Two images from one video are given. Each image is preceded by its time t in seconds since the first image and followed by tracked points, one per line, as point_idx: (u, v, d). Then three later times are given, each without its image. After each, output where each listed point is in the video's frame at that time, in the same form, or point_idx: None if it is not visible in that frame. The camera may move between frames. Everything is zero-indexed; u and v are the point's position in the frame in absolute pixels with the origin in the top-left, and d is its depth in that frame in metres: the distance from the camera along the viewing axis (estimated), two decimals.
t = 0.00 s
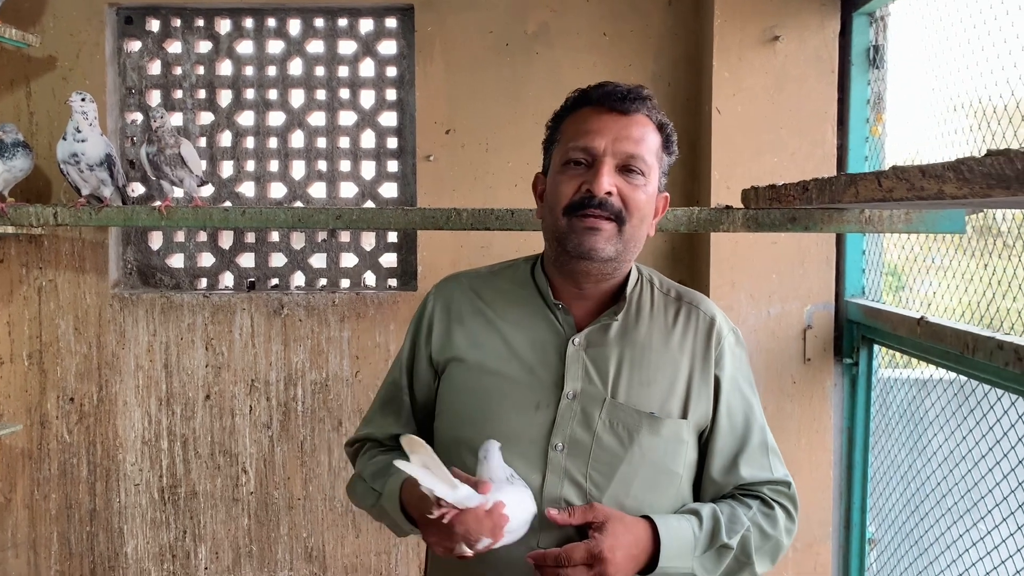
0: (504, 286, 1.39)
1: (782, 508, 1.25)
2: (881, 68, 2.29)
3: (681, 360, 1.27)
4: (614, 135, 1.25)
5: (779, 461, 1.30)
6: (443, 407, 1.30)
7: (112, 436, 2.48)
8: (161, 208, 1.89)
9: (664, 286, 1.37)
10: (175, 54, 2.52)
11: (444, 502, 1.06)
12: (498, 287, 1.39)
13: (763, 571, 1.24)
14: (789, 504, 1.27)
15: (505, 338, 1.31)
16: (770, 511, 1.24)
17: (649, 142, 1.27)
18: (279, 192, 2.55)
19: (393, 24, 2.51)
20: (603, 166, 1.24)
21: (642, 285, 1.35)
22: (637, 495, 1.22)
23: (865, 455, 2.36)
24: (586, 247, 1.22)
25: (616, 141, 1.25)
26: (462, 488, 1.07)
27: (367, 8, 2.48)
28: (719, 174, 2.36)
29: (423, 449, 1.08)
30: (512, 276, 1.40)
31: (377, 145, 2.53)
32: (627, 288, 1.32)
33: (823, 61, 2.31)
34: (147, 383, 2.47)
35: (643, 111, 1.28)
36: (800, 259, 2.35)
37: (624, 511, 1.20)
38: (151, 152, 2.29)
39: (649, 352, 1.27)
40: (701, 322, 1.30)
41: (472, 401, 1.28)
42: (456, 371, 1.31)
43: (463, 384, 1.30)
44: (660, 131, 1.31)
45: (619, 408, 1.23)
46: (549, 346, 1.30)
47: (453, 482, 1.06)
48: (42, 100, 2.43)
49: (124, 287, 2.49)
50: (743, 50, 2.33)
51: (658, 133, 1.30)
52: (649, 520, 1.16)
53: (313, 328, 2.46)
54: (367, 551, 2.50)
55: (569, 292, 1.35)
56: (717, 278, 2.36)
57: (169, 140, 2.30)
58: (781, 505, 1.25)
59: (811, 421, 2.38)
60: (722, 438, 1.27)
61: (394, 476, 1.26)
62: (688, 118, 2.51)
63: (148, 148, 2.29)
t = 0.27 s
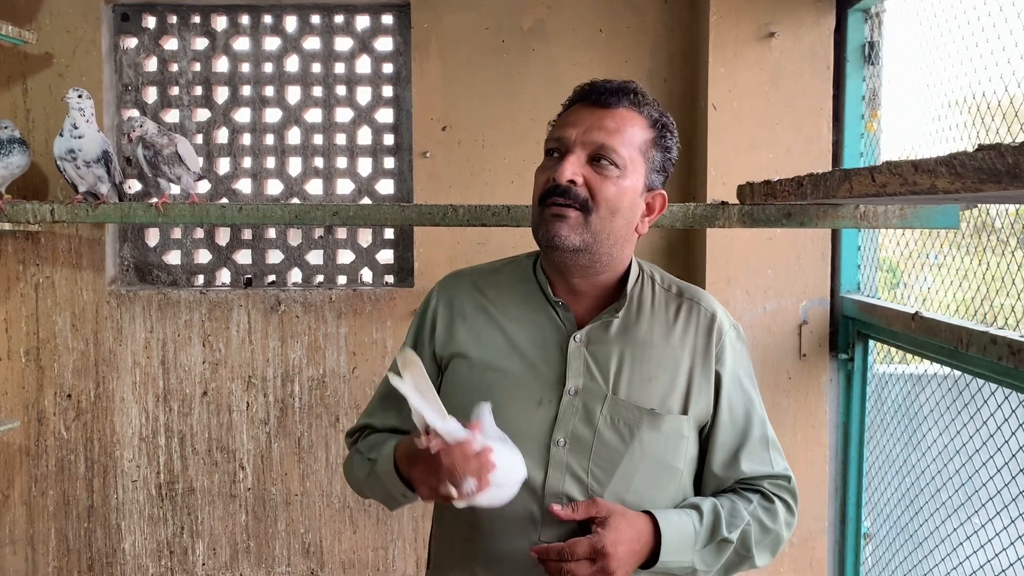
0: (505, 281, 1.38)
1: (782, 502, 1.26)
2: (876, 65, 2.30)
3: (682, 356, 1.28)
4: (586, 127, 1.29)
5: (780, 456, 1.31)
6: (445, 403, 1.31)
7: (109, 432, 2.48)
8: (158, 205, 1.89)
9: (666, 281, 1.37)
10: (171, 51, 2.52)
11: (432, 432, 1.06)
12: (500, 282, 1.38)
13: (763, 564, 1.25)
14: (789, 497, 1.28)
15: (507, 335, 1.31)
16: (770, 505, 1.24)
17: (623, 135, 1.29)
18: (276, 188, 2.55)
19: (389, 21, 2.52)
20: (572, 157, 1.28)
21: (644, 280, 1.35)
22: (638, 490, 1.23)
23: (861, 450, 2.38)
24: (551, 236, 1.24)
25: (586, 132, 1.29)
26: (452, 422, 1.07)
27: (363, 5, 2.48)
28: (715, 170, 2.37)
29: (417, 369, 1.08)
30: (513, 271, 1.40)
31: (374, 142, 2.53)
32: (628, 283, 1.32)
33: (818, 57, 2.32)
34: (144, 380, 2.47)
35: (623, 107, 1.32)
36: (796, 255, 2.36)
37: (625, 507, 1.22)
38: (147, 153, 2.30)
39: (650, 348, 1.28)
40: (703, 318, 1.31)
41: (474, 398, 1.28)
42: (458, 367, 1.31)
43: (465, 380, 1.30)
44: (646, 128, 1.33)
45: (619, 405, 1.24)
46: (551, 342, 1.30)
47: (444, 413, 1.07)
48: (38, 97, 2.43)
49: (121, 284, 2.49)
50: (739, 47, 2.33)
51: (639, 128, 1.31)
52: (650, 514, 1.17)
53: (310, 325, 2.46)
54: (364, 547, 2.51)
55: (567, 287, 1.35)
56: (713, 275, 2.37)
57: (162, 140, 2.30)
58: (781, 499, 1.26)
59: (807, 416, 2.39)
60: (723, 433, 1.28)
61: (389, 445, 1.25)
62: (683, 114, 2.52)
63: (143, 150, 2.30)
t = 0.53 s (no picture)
0: (512, 279, 1.38)
1: (790, 502, 1.26)
2: (878, 62, 2.30)
3: (688, 355, 1.28)
4: (584, 124, 1.30)
5: (789, 455, 1.31)
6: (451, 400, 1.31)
7: (111, 430, 2.49)
8: (160, 202, 1.89)
9: (674, 279, 1.37)
10: (173, 49, 2.53)
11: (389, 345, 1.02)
12: (507, 279, 1.38)
13: (769, 565, 1.25)
14: (799, 497, 1.28)
15: (513, 333, 1.32)
16: (778, 506, 1.24)
17: (621, 131, 1.29)
18: (278, 186, 2.55)
19: (390, 18, 2.52)
20: (570, 153, 1.28)
21: (650, 278, 1.35)
22: (639, 490, 1.23)
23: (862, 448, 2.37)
24: (547, 232, 1.24)
25: (584, 128, 1.29)
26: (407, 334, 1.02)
27: (364, 2, 2.48)
28: (716, 168, 2.37)
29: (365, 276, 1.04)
30: (520, 269, 1.40)
31: (375, 139, 2.53)
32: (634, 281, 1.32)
33: (820, 55, 2.32)
34: (145, 377, 2.47)
35: (623, 104, 1.32)
36: (797, 252, 2.36)
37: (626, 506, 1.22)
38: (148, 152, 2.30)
39: (655, 347, 1.28)
40: (710, 316, 1.31)
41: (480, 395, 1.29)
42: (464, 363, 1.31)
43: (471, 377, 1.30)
44: (647, 125, 1.32)
45: (623, 403, 1.24)
46: (556, 340, 1.30)
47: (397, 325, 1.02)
48: (40, 95, 2.43)
49: (123, 281, 2.50)
50: (740, 44, 2.33)
51: (640, 125, 1.31)
52: (648, 514, 1.17)
53: (311, 322, 2.46)
54: (366, 544, 2.51)
55: (571, 284, 1.35)
56: (714, 272, 2.37)
57: (162, 138, 2.30)
58: (790, 499, 1.26)
59: (809, 414, 2.39)
60: (729, 432, 1.28)
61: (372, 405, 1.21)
62: (685, 112, 2.52)
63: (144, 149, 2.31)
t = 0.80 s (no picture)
0: (521, 279, 1.38)
1: (800, 506, 1.25)
2: (885, 61, 2.29)
3: (698, 358, 1.27)
4: (594, 124, 1.30)
5: (801, 459, 1.30)
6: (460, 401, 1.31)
7: (116, 429, 2.49)
8: (165, 202, 1.89)
9: (686, 280, 1.36)
10: (178, 48, 2.52)
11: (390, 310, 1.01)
12: (518, 280, 1.38)
13: (778, 570, 1.24)
14: (809, 502, 1.27)
15: (523, 333, 1.31)
16: (787, 511, 1.24)
17: (631, 132, 1.28)
18: (283, 185, 2.55)
19: (395, 18, 2.51)
20: (579, 153, 1.28)
21: (662, 280, 1.34)
22: (647, 493, 1.22)
23: (868, 449, 2.37)
24: (554, 231, 1.24)
25: (594, 129, 1.29)
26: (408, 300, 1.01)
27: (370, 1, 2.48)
28: (722, 167, 2.36)
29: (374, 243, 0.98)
30: (531, 269, 1.40)
31: (380, 139, 2.53)
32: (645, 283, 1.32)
33: (826, 54, 2.31)
34: (150, 377, 2.48)
35: (635, 105, 1.32)
36: (803, 252, 2.35)
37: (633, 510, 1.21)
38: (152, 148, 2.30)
39: (666, 349, 1.27)
40: (721, 318, 1.30)
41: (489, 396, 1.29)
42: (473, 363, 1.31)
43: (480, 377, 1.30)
44: (659, 126, 1.32)
45: (631, 407, 1.23)
46: (565, 341, 1.30)
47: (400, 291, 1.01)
48: (46, 95, 2.43)
49: (128, 281, 2.50)
50: (746, 43, 2.33)
51: (651, 127, 1.30)
52: (655, 518, 1.16)
53: (316, 322, 2.46)
54: (371, 544, 2.51)
55: (581, 286, 1.35)
56: (720, 272, 2.36)
57: (167, 135, 2.29)
58: (800, 503, 1.26)
59: (815, 414, 2.38)
60: (740, 435, 1.27)
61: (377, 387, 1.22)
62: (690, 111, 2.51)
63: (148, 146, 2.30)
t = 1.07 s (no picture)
0: (530, 279, 1.37)
1: (807, 510, 1.25)
2: (892, 60, 2.28)
3: (708, 361, 1.26)
4: (605, 125, 1.29)
5: (808, 462, 1.29)
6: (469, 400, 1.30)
7: (120, 429, 2.49)
8: (169, 202, 1.89)
9: (695, 282, 1.35)
10: (183, 47, 2.52)
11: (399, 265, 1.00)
12: (526, 279, 1.37)
13: (785, 573, 1.25)
14: (816, 506, 1.27)
15: (531, 333, 1.31)
16: (795, 514, 1.23)
17: (641, 133, 1.27)
18: (287, 185, 2.55)
19: (400, 17, 2.51)
20: (589, 154, 1.27)
21: (672, 282, 1.34)
22: (658, 496, 1.22)
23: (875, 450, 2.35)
24: (562, 234, 1.24)
25: (605, 129, 1.28)
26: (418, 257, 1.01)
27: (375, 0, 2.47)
28: (729, 167, 2.35)
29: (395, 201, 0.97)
30: (539, 269, 1.39)
31: (385, 138, 2.52)
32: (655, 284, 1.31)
33: (833, 54, 2.29)
34: (155, 376, 2.47)
35: (646, 105, 1.30)
36: (809, 252, 2.34)
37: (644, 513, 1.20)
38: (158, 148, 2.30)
39: (676, 352, 1.26)
40: (731, 321, 1.29)
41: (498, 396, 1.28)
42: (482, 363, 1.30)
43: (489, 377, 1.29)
44: (669, 127, 1.30)
45: (642, 409, 1.22)
46: (574, 341, 1.29)
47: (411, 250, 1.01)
48: (51, 94, 2.43)
49: (133, 281, 2.50)
50: (753, 42, 2.31)
51: (662, 127, 1.29)
52: (668, 521, 1.16)
53: (321, 322, 2.46)
54: (375, 545, 2.51)
55: (592, 287, 1.34)
56: (726, 272, 2.35)
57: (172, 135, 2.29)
58: (806, 507, 1.25)
59: (821, 415, 2.37)
60: (748, 439, 1.27)
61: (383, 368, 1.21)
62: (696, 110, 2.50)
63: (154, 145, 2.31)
